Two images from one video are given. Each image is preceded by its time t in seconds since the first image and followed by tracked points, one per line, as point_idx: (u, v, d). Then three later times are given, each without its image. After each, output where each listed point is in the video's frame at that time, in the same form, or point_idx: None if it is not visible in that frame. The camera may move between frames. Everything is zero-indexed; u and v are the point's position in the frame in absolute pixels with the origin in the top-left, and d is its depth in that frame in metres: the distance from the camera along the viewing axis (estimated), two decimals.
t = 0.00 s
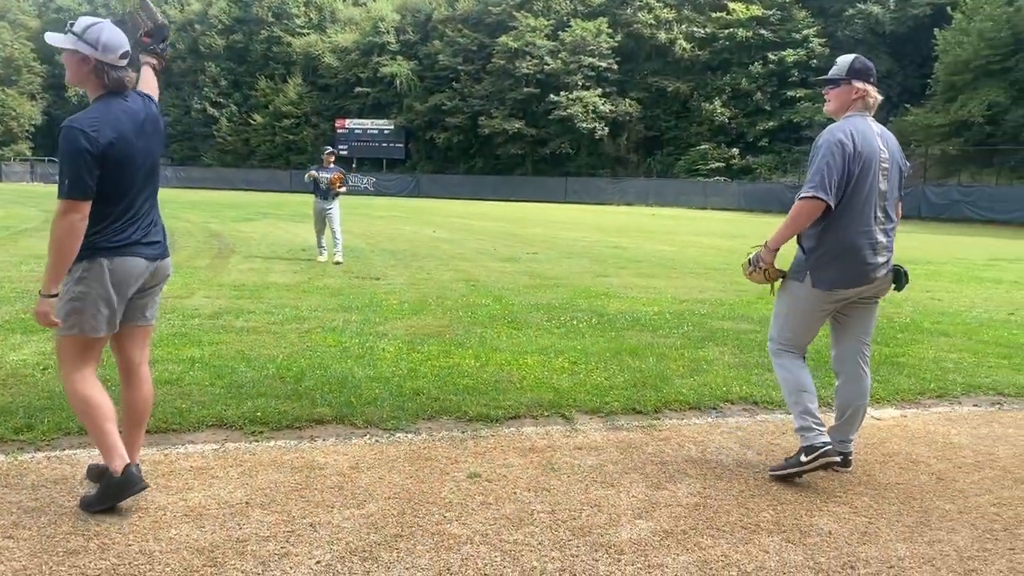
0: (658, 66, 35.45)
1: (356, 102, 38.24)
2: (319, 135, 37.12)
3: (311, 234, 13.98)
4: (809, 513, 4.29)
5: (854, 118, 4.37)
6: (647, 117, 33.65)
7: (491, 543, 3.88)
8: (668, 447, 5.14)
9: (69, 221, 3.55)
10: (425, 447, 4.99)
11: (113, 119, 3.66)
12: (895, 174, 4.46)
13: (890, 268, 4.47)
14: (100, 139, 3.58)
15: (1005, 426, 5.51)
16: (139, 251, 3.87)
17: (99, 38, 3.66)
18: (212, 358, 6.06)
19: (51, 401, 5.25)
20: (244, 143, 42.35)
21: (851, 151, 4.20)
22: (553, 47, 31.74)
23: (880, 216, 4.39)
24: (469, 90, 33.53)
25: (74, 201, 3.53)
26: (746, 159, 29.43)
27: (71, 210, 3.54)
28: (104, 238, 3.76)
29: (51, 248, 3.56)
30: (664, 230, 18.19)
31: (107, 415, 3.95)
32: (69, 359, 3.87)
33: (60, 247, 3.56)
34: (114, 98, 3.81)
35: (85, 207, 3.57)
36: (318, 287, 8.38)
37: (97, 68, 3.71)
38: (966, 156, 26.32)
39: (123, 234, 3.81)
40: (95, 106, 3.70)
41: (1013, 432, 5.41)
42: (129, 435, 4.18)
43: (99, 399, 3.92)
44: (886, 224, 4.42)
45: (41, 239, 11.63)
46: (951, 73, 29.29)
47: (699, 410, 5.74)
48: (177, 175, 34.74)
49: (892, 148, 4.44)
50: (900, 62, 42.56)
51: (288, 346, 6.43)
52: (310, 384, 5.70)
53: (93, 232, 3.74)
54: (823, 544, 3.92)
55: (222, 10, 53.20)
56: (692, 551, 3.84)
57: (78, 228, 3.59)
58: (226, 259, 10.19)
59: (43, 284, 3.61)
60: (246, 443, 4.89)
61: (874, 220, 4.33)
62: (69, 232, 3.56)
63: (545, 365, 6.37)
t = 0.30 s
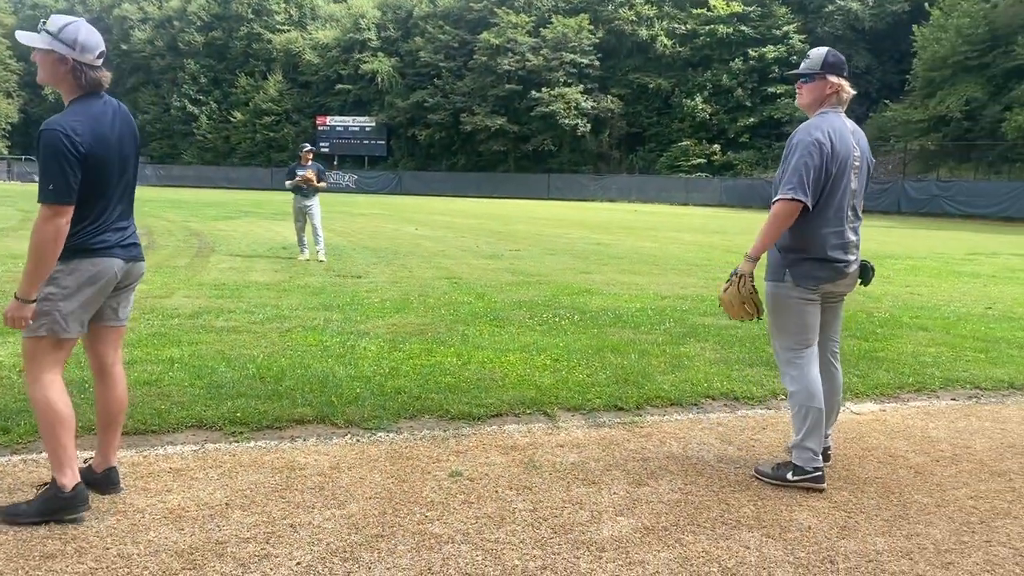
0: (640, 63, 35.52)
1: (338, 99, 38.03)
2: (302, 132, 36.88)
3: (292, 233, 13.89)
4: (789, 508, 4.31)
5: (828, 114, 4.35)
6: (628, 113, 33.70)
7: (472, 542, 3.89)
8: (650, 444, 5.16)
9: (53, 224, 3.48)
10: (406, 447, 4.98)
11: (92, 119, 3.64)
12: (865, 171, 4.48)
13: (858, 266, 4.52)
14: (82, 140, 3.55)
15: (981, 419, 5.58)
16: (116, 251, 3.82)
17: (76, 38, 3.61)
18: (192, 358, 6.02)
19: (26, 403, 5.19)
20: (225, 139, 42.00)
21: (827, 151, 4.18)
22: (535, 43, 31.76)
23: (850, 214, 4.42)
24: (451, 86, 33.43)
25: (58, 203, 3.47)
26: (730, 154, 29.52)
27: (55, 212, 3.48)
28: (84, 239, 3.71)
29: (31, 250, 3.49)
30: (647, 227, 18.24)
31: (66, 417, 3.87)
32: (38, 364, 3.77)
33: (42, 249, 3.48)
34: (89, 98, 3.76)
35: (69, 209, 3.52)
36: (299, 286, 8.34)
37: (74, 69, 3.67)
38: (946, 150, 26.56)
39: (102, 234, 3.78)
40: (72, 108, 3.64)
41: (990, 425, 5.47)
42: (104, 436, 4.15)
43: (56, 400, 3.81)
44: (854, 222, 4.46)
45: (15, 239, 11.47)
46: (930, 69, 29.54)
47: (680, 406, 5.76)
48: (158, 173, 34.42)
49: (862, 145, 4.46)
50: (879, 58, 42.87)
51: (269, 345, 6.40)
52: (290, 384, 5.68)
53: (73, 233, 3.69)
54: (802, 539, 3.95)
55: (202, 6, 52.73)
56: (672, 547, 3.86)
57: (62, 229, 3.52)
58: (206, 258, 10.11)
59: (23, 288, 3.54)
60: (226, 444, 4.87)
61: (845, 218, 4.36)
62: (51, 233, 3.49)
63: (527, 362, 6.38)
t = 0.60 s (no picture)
0: (628, 62, 35.59)
1: (326, 99, 37.91)
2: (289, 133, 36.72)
3: (280, 233, 13.82)
4: (778, 505, 4.33)
5: (801, 111, 4.36)
6: (616, 113, 33.77)
7: (462, 542, 3.88)
8: (639, 443, 5.16)
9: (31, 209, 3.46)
10: (395, 447, 4.97)
11: (79, 111, 3.62)
12: (841, 167, 4.52)
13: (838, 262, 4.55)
14: (67, 130, 3.52)
15: (968, 416, 5.61)
16: (95, 248, 3.81)
17: (61, 29, 3.60)
18: (179, 359, 5.98)
19: (13, 406, 5.15)
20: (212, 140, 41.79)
21: (812, 147, 4.18)
22: (523, 43, 31.77)
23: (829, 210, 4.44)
24: (439, 86, 33.38)
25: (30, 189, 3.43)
26: (718, 154, 29.63)
27: (35, 199, 3.46)
28: (63, 237, 3.68)
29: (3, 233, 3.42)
30: (636, 226, 18.26)
31: (60, 429, 3.81)
32: (34, 367, 3.71)
33: (15, 236, 3.43)
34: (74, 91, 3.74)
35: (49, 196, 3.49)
36: (287, 287, 8.30)
37: (59, 60, 3.64)
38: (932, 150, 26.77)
39: (83, 232, 3.77)
40: (58, 97, 3.62)
41: (976, 421, 5.51)
42: (87, 437, 4.12)
43: (51, 407, 3.75)
44: (833, 219, 4.49)
45: None
46: (915, 69, 29.76)
47: (669, 405, 5.77)
48: (145, 174, 34.23)
49: (838, 141, 4.49)
50: (866, 58, 43.12)
51: (257, 346, 6.37)
52: (278, 385, 5.65)
53: (50, 229, 3.65)
54: (791, 536, 3.96)
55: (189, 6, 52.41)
56: (662, 545, 3.87)
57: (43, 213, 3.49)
58: (193, 259, 10.04)
59: None
60: (214, 446, 4.83)
61: (826, 214, 4.39)
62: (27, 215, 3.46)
63: (516, 362, 6.37)
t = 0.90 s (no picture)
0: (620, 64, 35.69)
1: (316, 101, 37.80)
2: (280, 134, 36.59)
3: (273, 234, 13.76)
4: (774, 504, 4.35)
5: (790, 111, 4.39)
6: (609, 113, 33.83)
7: (459, 542, 3.88)
8: (635, 442, 5.17)
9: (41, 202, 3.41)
10: (392, 447, 4.97)
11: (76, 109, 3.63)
12: (835, 166, 4.52)
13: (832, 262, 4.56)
14: (72, 127, 3.56)
15: (962, 415, 5.65)
16: (81, 252, 3.80)
17: (50, 25, 3.57)
18: (174, 361, 5.96)
19: (6, 408, 5.12)
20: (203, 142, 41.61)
21: (800, 149, 4.19)
22: (515, 45, 31.80)
23: (822, 209, 4.45)
24: (432, 88, 33.34)
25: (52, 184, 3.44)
26: (709, 155, 29.74)
27: (46, 194, 3.42)
28: (53, 239, 3.66)
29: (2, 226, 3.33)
30: (629, 227, 18.31)
31: (55, 435, 3.78)
32: (26, 373, 3.68)
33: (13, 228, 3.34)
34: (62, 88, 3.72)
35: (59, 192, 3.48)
36: (281, 288, 8.28)
37: (51, 57, 3.63)
38: (921, 151, 26.94)
39: (71, 235, 3.76)
40: (53, 94, 3.62)
41: (970, 420, 5.55)
42: (73, 438, 4.11)
43: (46, 412, 3.75)
44: (827, 218, 4.50)
45: None
46: (905, 70, 29.94)
47: (665, 404, 5.79)
48: (137, 176, 34.09)
49: (830, 139, 4.50)
50: (857, 60, 43.35)
51: (251, 348, 6.34)
52: (273, 387, 5.63)
53: (43, 231, 3.62)
54: (787, 535, 3.98)
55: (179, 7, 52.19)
56: (660, 544, 3.88)
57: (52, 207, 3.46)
58: (186, 261, 9.99)
59: None
60: (210, 447, 4.81)
61: (817, 215, 4.40)
62: (29, 206, 3.39)
63: (511, 362, 6.38)
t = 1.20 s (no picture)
0: (617, 66, 35.77)
1: (313, 103, 37.79)
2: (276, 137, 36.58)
3: (271, 236, 13.76)
4: (774, 504, 4.36)
5: (784, 113, 4.41)
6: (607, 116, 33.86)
7: (460, 542, 3.88)
8: (635, 443, 5.18)
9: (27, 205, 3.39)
10: (392, 447, 4.97)
11: (71, 106, 3.62)
12: (832, 167, 4.53)
13: (830, 265, 4.56)
14: (64, 127, 3.53)
15: (961, 416, 5.68)
16: (81, 256, 3.80)
17: (35, 22, 3.54)
18: (174, 362, 5.96)
19: (6, 410, 5.11)
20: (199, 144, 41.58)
21: (793, 152, 4.20)
22: (513, 48, 31.85)
23: (819, 212, 4.46)
24: (430, 90, 33.38)
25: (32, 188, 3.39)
26: (705, 158, 29.84)
27: (33, 199, 3.40)
28: (53, 244, 3.64)
29: None
30: (627, 228, 18.35)
31: (55, 437, 3.77)
32: (28, 379, 3.68)
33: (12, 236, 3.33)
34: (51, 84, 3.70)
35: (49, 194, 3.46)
36: (281, 289, 8.28)
37: (33, 54, 3.59)
38: (917, 154, 27.05)
39: (72, 238, 3.76)
40: (43, 94, 3.59)
41: (967, 421, 5.58)
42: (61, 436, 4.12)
43: (47, 417, 3.74)
44: (825, 221, 4.50)
45: None
46: (902, 73, 30.04)
47: (664, 406, 5.80)
48: (133, 177, 34.07)
49: (827, 140, 4.50)
50: (853, 62, 43.51)
51: (250, 349, 6.35)
52: (273, 387, 5.63)
53: (42, 236, 3.61)
54: (787, 535, 4.00)
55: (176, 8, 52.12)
56: (660, 545, 3.89)
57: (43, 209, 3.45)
58: (186, 262, 10.00)
59: None
60: (210, 448, 4.81)
61: (813, 218, 4.41)
62: (23, 210, 3.36)
63: (510, 363, 6.40)
